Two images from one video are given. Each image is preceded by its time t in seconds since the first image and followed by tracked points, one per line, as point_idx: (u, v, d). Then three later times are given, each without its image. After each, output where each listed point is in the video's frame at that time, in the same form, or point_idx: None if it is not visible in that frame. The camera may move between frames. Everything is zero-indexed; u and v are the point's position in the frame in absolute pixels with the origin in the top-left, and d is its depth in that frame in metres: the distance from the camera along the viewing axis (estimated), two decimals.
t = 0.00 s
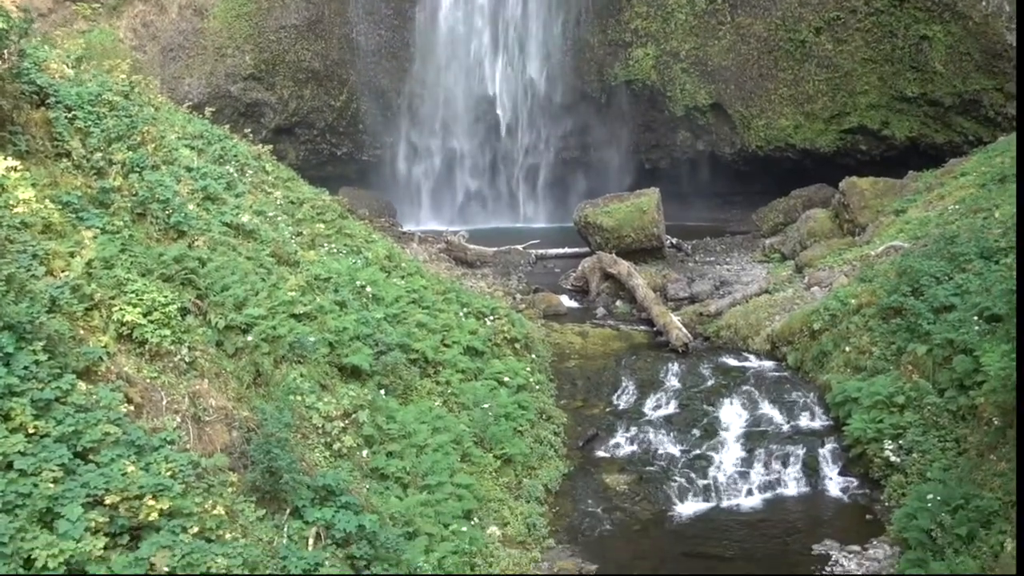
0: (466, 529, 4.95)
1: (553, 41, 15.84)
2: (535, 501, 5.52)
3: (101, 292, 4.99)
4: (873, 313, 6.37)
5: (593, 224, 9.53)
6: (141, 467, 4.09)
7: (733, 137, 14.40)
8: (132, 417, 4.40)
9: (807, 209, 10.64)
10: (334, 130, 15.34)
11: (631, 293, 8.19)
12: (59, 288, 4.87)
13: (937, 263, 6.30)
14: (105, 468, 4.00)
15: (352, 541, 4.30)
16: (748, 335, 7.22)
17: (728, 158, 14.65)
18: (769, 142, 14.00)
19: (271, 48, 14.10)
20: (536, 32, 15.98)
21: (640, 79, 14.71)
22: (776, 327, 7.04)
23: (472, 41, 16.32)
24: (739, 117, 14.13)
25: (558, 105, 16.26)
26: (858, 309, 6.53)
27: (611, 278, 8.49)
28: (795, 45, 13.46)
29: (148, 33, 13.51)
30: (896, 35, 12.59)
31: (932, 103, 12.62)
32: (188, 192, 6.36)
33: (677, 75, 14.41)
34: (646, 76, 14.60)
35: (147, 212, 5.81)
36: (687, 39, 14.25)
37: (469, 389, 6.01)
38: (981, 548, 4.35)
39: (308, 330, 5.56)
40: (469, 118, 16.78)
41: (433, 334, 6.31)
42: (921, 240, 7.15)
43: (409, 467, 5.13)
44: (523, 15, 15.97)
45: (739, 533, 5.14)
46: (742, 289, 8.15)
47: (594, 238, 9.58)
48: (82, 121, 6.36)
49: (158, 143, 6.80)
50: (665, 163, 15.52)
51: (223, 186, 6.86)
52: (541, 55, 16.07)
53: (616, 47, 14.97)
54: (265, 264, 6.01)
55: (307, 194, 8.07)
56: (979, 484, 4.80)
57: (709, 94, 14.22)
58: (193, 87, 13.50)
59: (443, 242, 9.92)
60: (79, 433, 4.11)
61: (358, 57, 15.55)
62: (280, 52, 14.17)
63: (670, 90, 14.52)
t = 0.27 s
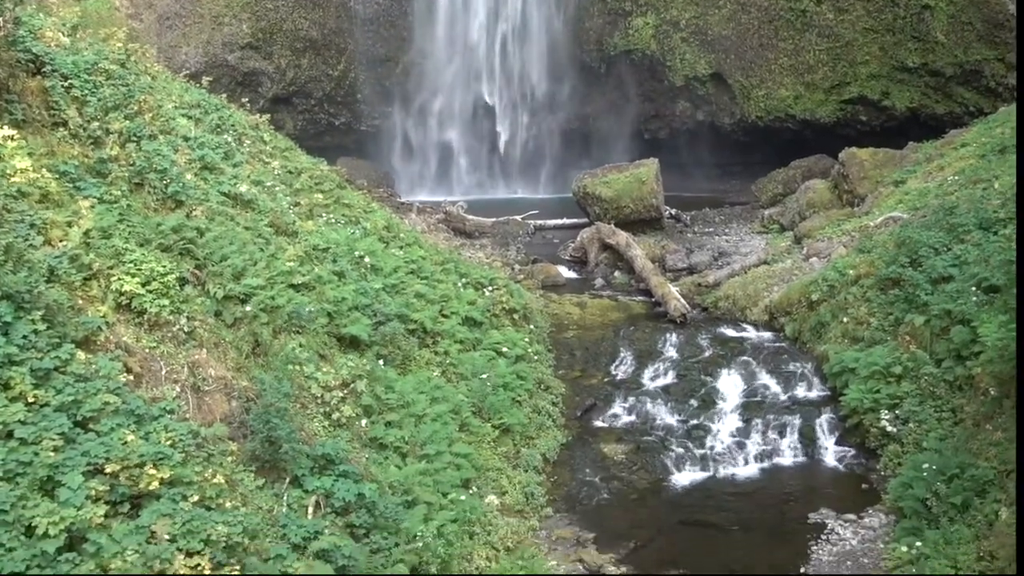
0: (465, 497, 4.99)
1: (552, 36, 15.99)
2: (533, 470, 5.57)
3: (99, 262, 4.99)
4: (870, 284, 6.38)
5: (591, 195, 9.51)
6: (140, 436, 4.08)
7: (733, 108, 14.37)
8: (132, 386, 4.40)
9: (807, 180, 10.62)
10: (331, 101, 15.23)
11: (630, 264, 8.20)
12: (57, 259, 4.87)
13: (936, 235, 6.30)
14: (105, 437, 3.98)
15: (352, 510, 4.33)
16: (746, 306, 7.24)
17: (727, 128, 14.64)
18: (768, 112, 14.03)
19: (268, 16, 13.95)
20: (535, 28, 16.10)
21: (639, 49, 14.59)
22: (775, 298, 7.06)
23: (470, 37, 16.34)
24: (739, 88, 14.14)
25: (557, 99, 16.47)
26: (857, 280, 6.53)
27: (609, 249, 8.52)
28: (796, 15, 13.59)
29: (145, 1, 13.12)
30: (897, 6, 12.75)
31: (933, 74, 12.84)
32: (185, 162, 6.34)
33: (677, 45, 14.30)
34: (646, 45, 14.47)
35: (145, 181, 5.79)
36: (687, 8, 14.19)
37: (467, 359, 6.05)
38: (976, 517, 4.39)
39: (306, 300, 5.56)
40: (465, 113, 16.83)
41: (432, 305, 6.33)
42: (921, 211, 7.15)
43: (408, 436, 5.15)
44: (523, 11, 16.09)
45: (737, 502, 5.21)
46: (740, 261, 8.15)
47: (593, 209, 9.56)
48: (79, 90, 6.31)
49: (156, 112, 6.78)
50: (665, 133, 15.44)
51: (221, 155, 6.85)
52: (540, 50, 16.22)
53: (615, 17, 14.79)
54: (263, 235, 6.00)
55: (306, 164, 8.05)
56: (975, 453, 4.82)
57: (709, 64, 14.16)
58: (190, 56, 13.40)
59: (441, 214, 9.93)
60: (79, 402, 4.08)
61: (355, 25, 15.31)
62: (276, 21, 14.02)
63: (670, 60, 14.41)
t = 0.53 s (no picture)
0: (463, 466, 5.03)
1: (548, 30, 16.12)
2: (531, 439, 5.61)
3: (96, 232, 4.96)
4: (869, 255, 6.37)
5: (590, 165, 9.47)
6: (140, 405, 4.07)
7: (732, 78, 14.34)
8: (131, 356, 4.40)
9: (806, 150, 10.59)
10: (330, 70, 15.13)
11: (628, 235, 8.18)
12: (55, 228, 4.79)
13: (935, 205, 6.29)
14: (105, 407, 3.96)
15: (350, 478, 4.37)
16: (744, 277, 7.25)
17: (727, 98, 14.61)
18: (768, 82, 13.97)
19: None
20: (531, 24, 16.21)
21: (638, 18, 14.44)
22: (773, 268, 7.06)
23: (466, 31, 16.42)
24: (739, 57, 14.09)
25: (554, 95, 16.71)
26: (855, 250, 6.53)
27: (608, 220, 8.52)
28: None
29: None
30: None
31: (934, 43, 12.75)
32: (182, 132, 6.31)
33: (677, 14, 14.15)
34: (645, 14, 14.31)
35: (141, 152, 5.78)
36: None
37: (466, 329, 6.06)
38: (971, 486, 4.44)
39: (304, 270, 5.55)
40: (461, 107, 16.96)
41: (430, 276, 6.33)
42: (920, 181, 7.15)
43: (407, 406, 5.17)
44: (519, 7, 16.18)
45: (732, 471, 5.31)
46: (740, 231, 8.13)
47: (592, 179, 9.53)
48: (74, 59, 6.25)
49: (151, 82, 6.75)
50: (664, 103, 15.38)
51: (218, 125, 6.82)
52: (537, 46, 16.37)
53: None
54: (260, 205, 5.99)
55: (302, 134, 8.01)
56: (970, 423, 4.86)
57: (709, 33, 14.08)
58: (186, 25, 13.29)
59: (438, 184, 9.89)
60: (78, 372, 4.08)
61: None
62: None
63: (670, 29, 14.26)
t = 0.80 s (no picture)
0: (462, 437, 5.05)
1: (550, 30, 16.52)
2: (530, 410, 5.63)
3: (96, 202, 4.92)
4: (869, 228, 6.37)
5: (591, 137, 9.47)
6: (140, 373, 4.05)
7: (734, 49, 14.25)
8: (131, 325, 4.38)
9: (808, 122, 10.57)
10: (330, 40, 14.90)
11: (628, 207, 8.17)
12: (54, 197, 4.76)
13: (935, 177, 6.28)
14: (105, 374, 3.94)
15: (350, 448, 4.38)
16: (744, 249, 7.25)
17: (730, 69, 14.59)
18: (771, 53, 13.97)
19: None
20: (534, 24, 16.60)
21: None
22: (773, 241, 7.06)
23: (468, 31, 16.71)
24: (741, 29, 13.97)
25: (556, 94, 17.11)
26: (855, 223, 6.52)
27: (608, 191, 8.49)
28: None
29: None
30: None
31: (937, 15, 12.51)
32: (181, 101, 6.29)
33: None
34: None
35: (140, 120, 5.74)
36: None
37: (466, 300, 6.07)
38: (967, 458, 4.45)
39: (304, 240, 5.54)
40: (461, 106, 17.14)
41: (430, 247, 6.33)
42: (921, 154, 7.13)
43: (406, 376, 5.18)
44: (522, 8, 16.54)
45: (730, 443, 5.35)
46: (740, 203, 8.10)
47: (593, 151, 9.54)
48: (72, 27, 6.19)
49: (150, 50, 6.71)
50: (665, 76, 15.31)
51: (217, 95, 6.79)
52: (539, 45, 16.75)
53: None
54: (260, 175, 5.99)
55: (302, 104, 7.97)
56: (968, 396, 4.86)
57: (710, 4, 13.90)
58: None
59: (439, 155, 9.81)
60: (78, 340, 4.05)
61: None
62: None
63: None
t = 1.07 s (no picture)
0: (465, 405, 5.08)
1: (558, 32, 16.65)
2: (533, 379, 5.66)
3: (101, 166, 4.87)
4: (875, 202, 6.35)
5: (598, 107, 9.49)
6: (145, 337, 4.07)
7: (743, 19, 14.08)
8: (137, 290, 4.40)
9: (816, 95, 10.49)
10: (335, 7, 14.87)
11: (634, 177, 8.16)
12: (60, 160, 4.70)
13: (943, 151, 6.24)
14: (111, 338, 3.94)
15: (354, 414, 4.40)
16: (749, 222, 7.23)
17: (738, 40, 14.40)
18: (780, 25, 13.76)
19: None
20: (542, 26, 16.73)
21: None
22: (779, 214, 7.04)
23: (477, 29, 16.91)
24: None
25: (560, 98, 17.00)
26: (862, 196, 6.50)
27: (614, 161, 8.45)
28: None
29: None
30: None
31: None
32: (186, 66, 6.27)
33: None
34: None
35: (145, 85, 5.72)
36: None
37: (470, 269, 6.08)
38: (968, 432, 4.48)
39: (309, 207, 5.54)
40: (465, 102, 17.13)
41: (434, 215, 6.33)
42: (929, 128, 7.08)
43: (410, 343, 5.20)
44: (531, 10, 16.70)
45: (731, 415, 5.38)
46: (746, 175, 8.08)
47: (599, 121, 9.57)
48: None
49: (155, 15, 6.67)
50: (672, 45, 15.20)
51: (222, 60, 6.74)
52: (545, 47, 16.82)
53: None
54: (265, 141, 5.98)
55: (307, 70, 7.92)
56: (970, 370, 4.88)
57: None
58: None
59: (445, 123, 9.77)
60: (84, 304, 4.03)
61: None
62: None
63: None
